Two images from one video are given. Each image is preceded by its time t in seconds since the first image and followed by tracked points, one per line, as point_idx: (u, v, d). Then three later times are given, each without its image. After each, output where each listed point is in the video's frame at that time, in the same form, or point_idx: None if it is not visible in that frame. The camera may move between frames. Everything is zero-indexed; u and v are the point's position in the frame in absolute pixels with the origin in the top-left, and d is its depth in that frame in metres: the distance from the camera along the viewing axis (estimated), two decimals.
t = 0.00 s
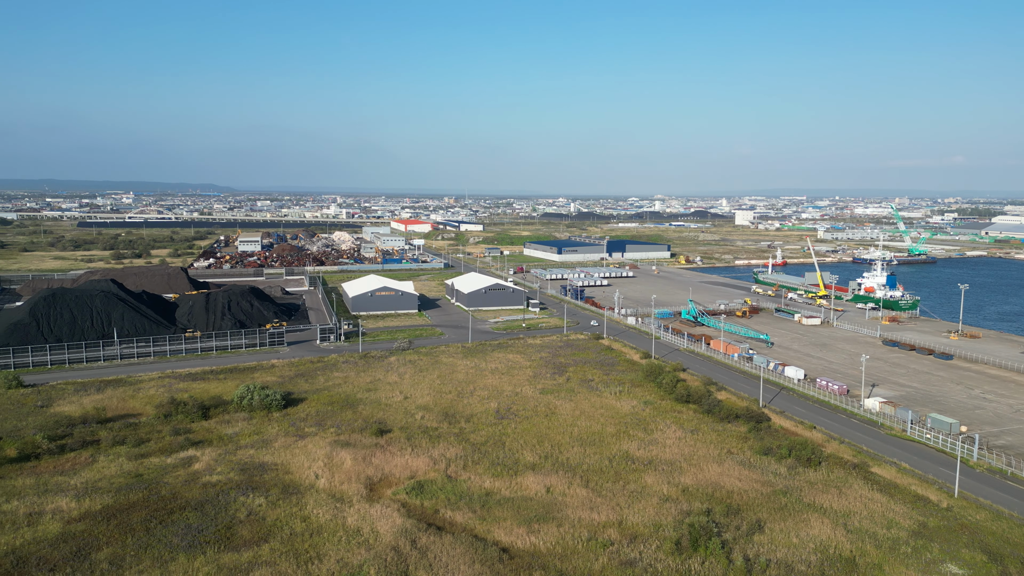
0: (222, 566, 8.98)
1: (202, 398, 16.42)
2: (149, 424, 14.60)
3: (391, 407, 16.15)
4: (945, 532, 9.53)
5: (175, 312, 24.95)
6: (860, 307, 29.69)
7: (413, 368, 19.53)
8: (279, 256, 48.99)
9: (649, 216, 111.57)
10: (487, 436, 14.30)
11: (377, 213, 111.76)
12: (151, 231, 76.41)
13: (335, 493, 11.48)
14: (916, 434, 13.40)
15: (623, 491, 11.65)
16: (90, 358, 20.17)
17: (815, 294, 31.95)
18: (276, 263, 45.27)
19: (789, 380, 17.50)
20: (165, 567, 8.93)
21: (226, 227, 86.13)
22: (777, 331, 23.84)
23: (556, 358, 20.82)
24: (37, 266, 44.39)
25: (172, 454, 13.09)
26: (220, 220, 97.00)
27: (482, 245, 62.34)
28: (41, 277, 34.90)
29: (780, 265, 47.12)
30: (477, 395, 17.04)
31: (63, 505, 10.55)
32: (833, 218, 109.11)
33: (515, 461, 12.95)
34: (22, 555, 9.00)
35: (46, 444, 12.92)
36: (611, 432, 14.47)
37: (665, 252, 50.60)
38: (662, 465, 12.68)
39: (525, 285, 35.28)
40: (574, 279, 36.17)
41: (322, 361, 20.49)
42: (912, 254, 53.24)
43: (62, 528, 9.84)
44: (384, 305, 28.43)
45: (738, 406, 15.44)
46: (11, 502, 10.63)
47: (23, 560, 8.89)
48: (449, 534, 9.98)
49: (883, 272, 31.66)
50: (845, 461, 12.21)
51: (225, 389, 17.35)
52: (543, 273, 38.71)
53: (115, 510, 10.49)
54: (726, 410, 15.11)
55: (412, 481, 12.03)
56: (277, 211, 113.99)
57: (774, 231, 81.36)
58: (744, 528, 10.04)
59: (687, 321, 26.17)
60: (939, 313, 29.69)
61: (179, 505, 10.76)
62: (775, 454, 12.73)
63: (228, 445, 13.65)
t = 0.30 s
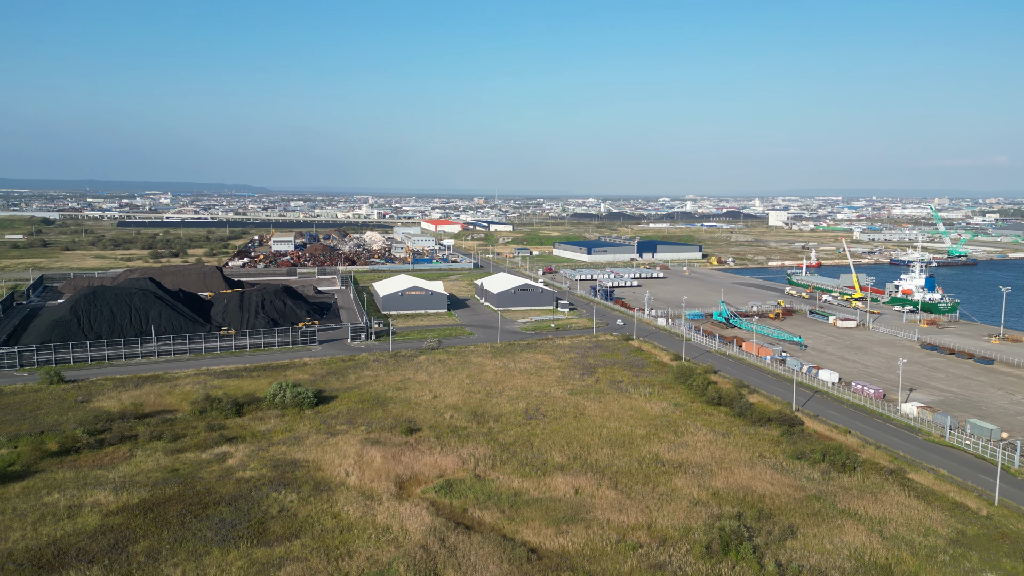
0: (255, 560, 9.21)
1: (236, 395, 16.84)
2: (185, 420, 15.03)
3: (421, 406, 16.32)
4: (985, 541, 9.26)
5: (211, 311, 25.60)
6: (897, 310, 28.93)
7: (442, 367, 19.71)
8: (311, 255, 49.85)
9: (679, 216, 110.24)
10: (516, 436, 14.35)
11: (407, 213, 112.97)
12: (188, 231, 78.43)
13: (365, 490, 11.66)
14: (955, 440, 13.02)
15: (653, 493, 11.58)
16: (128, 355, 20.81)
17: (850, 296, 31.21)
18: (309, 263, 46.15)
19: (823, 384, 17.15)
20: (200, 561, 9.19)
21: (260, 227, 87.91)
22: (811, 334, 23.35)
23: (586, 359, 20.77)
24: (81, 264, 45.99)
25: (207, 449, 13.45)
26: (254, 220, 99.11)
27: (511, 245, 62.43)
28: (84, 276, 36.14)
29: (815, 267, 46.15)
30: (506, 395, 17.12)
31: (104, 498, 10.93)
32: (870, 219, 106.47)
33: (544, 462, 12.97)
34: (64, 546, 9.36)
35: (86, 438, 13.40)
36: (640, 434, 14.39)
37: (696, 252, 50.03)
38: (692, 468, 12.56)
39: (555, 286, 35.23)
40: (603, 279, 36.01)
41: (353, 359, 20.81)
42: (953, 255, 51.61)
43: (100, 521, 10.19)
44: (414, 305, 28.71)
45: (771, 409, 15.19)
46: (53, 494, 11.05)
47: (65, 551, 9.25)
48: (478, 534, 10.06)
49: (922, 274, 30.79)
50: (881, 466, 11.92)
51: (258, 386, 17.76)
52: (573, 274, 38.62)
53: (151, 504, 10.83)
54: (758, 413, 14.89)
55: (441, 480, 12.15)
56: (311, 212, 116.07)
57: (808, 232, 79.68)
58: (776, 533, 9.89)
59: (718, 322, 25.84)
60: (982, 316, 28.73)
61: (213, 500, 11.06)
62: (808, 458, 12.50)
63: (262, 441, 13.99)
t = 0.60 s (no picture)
0: (287, 556, 9.42)
1: (270, 393, 17.23)
2: (220, 416, 15.45)
3: (450, 405, 16.46)
4: None
5: (245, 309, 26.21)
6: (937, 313, 28.08)
7: (471, 367, 19.84)
8: (344, 255, 50.63)
9: (711, 217, 109.14)
10: (545, 437, 14.37)
11: (438, 214, 113.98)
12: (225, 231, 80.39)
13: (395, 489, 11.83)
14: (998, 448, 12.60)
15: (683, 496, 11.48)
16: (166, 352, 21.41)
17: (888, 298, 30.41)
18: (342, 262, 46.88)
19: (859, 388, 16.74)
20: (234, 555, 9.44)
21: (294, 227, 89.54)
22: (847, 337, 22.82)
23: (616, 360, 20.67)
24: (123, 263, 47.52)
25: (241, 445, 13.80)
26: (288, 220, 100.98)
27: (541, 245, 62.39)
28: (126, 275, 37.33)
29: (851, 268, 45.07)
30: (536, 396, 17.15)
31: (141, 492, 11.30)
32: (910, 219, 103.62)
33: (573, 463, 12.97)
34: (104, 538, 9.71)
35: (125, 433, 13.87)
36: (671, 436, 14.28)
37: (729, 253, 49.32)
38: (724, 472, 12.42)
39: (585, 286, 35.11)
40: (634, 280, 35.76)
41: (384, 358, 21.09)
42: (998, 257, 49.85)
43: (137, 514, 10.54)
44: (444, 305, 28.93)
45: (805, 413, 14.91)
46: (93, 487, 11.47)
47: (105, 542, 9.59)
48: (506, 534, 10.12)
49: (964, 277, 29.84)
50: (919, 473, 11.61)
51: (291, 384, 18.14)
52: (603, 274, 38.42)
53: (187, 498, 11.16)
54: (792, 416, 14.63)
55: (471, 479, 12.25)
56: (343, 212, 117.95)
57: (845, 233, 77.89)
58: (810, 539, 9.72)
59: (751, 324, 25.44)
60: None
61: (247, 496, 11.36)
62: (843, 463, 12.24)
63: (294, 438, 14.29)
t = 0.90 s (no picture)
0: (318, 552, 9.62)
1: (303, 391, 17.60)
2: (254, 413, 15.84)
3: (480, 405, 16.57)
4: None
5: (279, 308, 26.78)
6: (979, 316, 27.22)
7: (501, 367, 19.93)
8: (376, 254, 51.33)
9: (744, 218, 107.68)
10: (574, 438, 14.37)
11: (468, 215, 114.72)
12: (260, 231, 82.12)
13: (425, 487, 11.97)
14: None
15: (715, 500, 11.37)
16: (202, 349, 21.98)
17: (928, 301, 29.55)
18: (373, 262, 47.49)
19: (897, 393, 16.32)
20: (268, 550, 9.68)
21: (326, 227, 90.97)
22: (885, 340, 22.26)
23: (646, 361, 20.54)
24: (163, 262, 48.89)
25: (274, 442, 14.14)
26: (320, 220, 102.57)
27: (570, 246, 62.22)
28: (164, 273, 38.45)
29: (890, 270, 43.97)
30: (565, 397, 17.14)
31: (178, 486, 11.67)
32: (951, 220, 100.63)
33: (602, 465, 12.94)
34: (141, 531, 10.04)
35: (162, 428, 14.32)
36: (702, 439, 14.14)
37: (762, 254, 48.55)
38: (756, 476, 12.25)
39: (615, 287, 34.92)
40: (665, 281, 35.43)
41: (414, 357, 21.33)
42: None
43: (174, 508, 10.88)
44: (474, 305, 29.12)
45: (840, 418, 14.59)
46: (131, 481, 11.87)
47: (142, 535, 9.92)
48: (536, 534, 10.17)
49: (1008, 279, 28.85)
50: (959, 480, 11.29)
51: (324, 382, 18.49)
52: (634, 275, 38.16)
53: (221, 493, 11.48)
54: (827, 421, 14.34)
55: (500, 479, 12.34)
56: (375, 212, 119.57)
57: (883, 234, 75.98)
58: (845, 545, 9.53)
59: (785, 326, 24.97)
60: None
61: (280, 492, 11.64)
62: (879, 469, 11.96)
63: (326, 436, 14.57)
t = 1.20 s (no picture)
0: (349, 548, 9.82)
1: (335, 388, 17.94)
2: (286, 411, 16.20)
3: (509, 405, 16.66)
4: None
5: (312, 307, 27.28)
6: None
7: (530, 367, 20.00)
8: (407, 254, 51.95)
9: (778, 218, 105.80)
10: (604, 439, 14.35)
11: (497, 215, 115.10)
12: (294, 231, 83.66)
13: (454, 486, 12.11)
14: None
15: (746, 504, 11.25)
16: (236, 347, 22.50)
17: (970, 303, 28.65)
18: (404, 262, 48.04)
19: (936, 398, 15.87)
20: (300, 545, 9.92)
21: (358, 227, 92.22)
22: (924, 343, 21.66)
23: (677, 363, 20.35)
24: (201, 261, 50.19)
25: (306, 439, 14.45)
26: (351, 220, 103.96)
27: (600, 246, 61.95)
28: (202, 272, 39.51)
29: (930, 271, 42.75)
30: (595, 398, 17.12)
31: (213, 481, 12.02)
32: (996, 220, 97.32)
33: (632, 467, 12.91)
34: (177, 524, 10.37)
35: (198, 424, 14.77)
36: (733, 442, 13.98)
37: (797, 255, 47.66)
38: (789, 480, 12.08)
39: (645, 288, 34.66)
40: (697, 282, 35.05)
41: (444, 357, 21.54)
42: None
43: (209, 502, 11.22)
44: (504, 305, 29.25)
45: (876, 422, 14.28)
46: (168, 475, 12.28)
47: (178, 529, 10.25)
48: (564, 535, 10.22)
49: None
50: (1001, 488, 10.96)
51: (355, 380, 18.81)
52: (665, 276, 37.82)
53: (254, 489, 11.79)
54: (863, 425, 14.05)
55: (529, 479, 12.41)
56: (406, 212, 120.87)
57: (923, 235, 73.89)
58: (881, 553, 9.34)
59: (820, 329, 24.48)
60: None
61: (311, 488, 11.90)
62: (917, 475, 11.68)
63: (357, 433, 14.84)
